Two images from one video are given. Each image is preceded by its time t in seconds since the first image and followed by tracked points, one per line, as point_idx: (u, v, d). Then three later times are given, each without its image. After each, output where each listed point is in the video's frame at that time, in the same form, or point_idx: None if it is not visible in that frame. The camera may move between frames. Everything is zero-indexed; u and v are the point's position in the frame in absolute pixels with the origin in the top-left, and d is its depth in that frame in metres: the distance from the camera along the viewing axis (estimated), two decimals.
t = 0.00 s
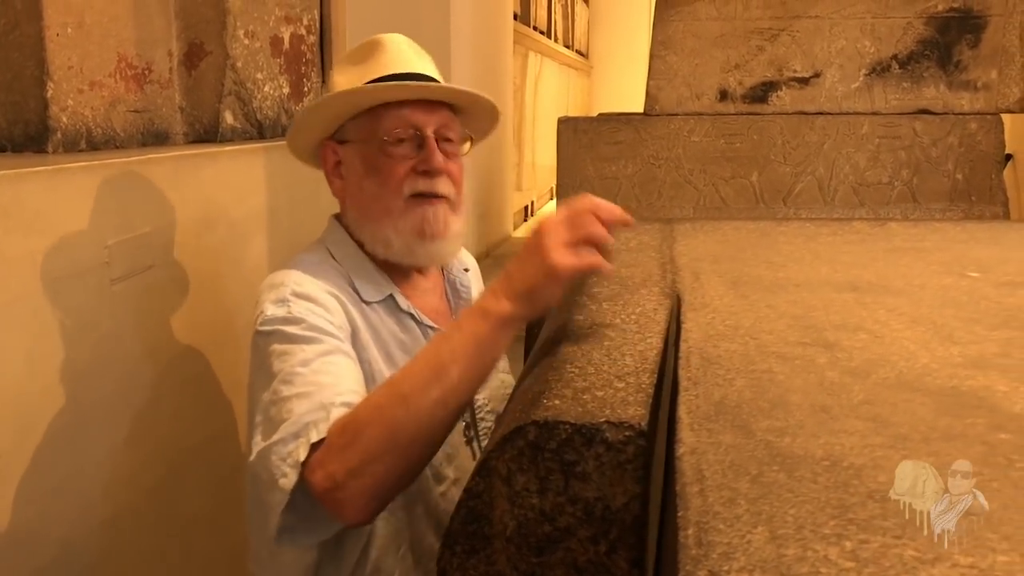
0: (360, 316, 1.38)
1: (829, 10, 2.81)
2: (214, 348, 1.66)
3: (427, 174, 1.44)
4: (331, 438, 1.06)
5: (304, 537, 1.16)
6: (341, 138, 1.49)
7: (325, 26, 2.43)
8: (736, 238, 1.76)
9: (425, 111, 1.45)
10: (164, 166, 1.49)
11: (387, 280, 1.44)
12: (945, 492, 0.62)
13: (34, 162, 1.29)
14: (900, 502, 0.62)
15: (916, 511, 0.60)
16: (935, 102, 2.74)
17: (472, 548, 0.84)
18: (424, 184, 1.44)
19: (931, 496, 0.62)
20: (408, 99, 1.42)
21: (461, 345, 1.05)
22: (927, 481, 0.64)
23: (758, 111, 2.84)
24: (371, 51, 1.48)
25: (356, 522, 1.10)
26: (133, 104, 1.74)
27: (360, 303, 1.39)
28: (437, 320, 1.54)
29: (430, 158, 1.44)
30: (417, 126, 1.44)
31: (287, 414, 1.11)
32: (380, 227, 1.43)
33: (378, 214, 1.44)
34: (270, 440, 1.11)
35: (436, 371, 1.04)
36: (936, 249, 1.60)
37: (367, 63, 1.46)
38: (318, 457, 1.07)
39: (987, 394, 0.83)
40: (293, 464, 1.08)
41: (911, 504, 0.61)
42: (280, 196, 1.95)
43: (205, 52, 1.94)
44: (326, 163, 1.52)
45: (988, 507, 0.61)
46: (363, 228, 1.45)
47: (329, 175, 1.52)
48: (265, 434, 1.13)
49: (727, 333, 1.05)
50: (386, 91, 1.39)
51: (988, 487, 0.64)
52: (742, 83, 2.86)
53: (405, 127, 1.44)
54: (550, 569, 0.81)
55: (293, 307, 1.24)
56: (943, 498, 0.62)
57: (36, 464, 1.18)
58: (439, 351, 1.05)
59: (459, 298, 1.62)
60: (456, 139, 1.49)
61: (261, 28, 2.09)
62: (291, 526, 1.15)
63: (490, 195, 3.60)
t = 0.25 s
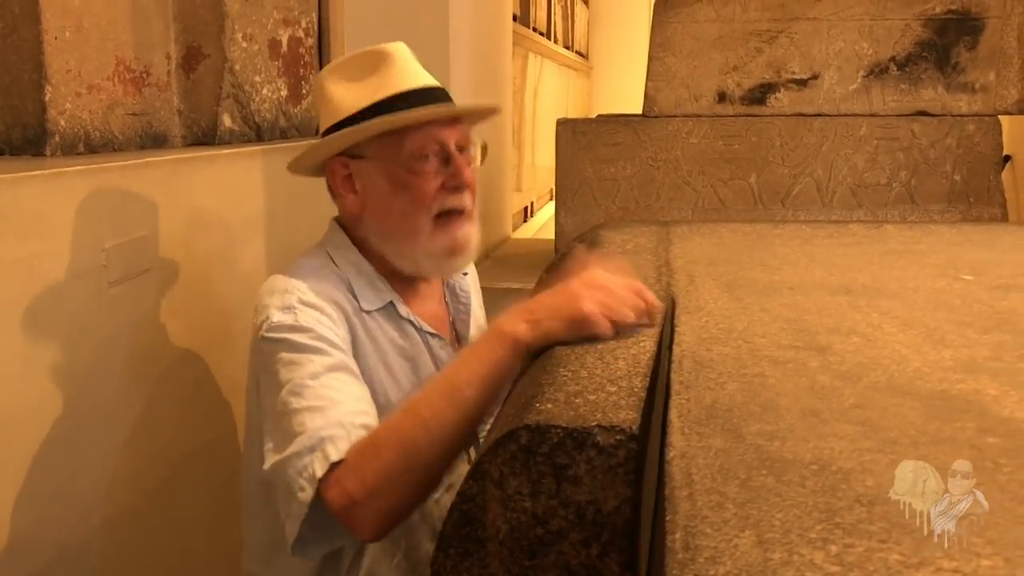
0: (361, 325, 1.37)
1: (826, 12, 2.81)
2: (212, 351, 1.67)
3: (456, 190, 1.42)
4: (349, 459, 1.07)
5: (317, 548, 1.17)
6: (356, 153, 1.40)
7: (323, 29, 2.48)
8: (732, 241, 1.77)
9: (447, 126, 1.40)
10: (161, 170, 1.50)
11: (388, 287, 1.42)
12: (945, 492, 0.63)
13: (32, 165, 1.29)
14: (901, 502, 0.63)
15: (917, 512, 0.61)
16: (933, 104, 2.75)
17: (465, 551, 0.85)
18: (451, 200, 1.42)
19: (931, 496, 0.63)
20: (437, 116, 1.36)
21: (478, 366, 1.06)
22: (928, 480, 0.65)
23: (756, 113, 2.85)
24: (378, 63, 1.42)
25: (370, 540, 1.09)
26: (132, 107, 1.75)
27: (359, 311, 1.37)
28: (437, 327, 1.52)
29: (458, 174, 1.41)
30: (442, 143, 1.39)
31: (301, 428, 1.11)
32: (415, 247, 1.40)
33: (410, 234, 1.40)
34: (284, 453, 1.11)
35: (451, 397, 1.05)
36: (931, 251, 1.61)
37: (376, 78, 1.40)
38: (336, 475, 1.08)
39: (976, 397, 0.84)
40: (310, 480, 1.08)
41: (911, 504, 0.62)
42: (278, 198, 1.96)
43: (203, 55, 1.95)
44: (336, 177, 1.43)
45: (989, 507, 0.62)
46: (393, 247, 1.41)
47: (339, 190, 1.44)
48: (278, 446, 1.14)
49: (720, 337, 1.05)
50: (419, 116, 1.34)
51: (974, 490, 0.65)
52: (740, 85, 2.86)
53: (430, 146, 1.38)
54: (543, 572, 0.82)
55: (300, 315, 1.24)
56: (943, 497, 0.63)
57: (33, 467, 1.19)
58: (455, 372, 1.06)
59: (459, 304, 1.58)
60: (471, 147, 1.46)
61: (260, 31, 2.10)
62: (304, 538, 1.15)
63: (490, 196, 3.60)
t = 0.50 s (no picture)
0: (358, 336, 1.36)
1: (823, 14, 2.80)
2: (205, 352, 1.68)
3: (437, 226, 1.40)
4: (352, 476, 1.09)
5: (319, 553, 1.19)
6: (350, 166, 1.42)
7: (318, 30, 2.49)
8: (724, 243, 1.78)
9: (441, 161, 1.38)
10: (155, 172, 1.50)
11: (386, 299, 1.41)
12: (945, 492, 0.64)
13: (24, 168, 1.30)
14: (900, 502, 0.64)
15: (916, 511, 0.62)
16: (929, 106, 2.75)
17: (450, 552, 0.85)
18: (430, 233, 1.40)
19: (930, 496, 0.64)
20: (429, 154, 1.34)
21: (468, 377, 1.06)
22: (927, 481, 0.66)
23: (752, 114, 2.86)
24: (398, 86, 1.39)
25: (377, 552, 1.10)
26: (126, 110, 1.75)
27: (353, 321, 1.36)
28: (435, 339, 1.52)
29: (441, 212, 1.39)
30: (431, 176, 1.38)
31: (304, 442, 1.12)
32: (385, 271, 1.39)
33: (385, 256, 1.39)
34: (286, 464, 1.12)
35: (442, 407, 1.05)
36: (921, 253, 1.61)
37: (392, 103, 1.39)
38: (341, 491, 1.09)
39: (955, 400, 0.84)
40: (315, 493, 1.09)
41: (911, 504, 0.63)
42: (273, 200, 1.96)
43: (197, 58, 1.94)
44: (332, 182, 1.45)
45: (988, 507, 0.63)
46: (368, 265, 1.41)
47: (335, 195, 1.46)
48: (279, 458, 1.14)
49: (705, 339, 1.06)
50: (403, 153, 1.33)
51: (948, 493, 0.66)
52: (736, 86, 2.86)
53: (420, 176, 1.38)
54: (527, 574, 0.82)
55: (300, 325, 1.24)
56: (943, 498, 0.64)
57: (25, 469, 1.19)
58: (446, 383, 1.07)
59: (460, 314, 1.58)
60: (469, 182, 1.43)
61: (254, 33, 2.10)
62: (306, 544, 1.18)
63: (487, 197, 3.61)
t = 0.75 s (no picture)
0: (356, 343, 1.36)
1: (819, 14, 2.81)
2: (199, 353, 1.68)
3: (445, 244, 1.37)
4: (347, 484, 1.09)
5: (317, 559, 1.18)
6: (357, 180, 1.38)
7: (315, 32, 2.49)
8: (717, 244, 1.78)
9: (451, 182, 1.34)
10: (150, 173, 1.51)
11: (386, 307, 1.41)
12: (945, 492, 0.65)
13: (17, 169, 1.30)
14: (901, 502, 0.64)
15: (917, 512, 0.63)
16: (925, 106, 2.75)
17: (438, 552, 0.86)
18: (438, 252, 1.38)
19: (930, 497, 0.64)
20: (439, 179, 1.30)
21: (457, 382, 1.06)
22: (927, 481, 0.67)
23: (749, 115, 2.86)
24: (413, 101, 1.34)
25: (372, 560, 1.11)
26: (121, 111, 1.76)
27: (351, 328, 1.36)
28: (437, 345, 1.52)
29: (450, 232, 1.36)
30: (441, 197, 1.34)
31: (302, 450, 1.12)
32: (390, 285, 1.38)
33: (390, 272, 1.37)
34: (284, 473, 1.12)
35: (432, 412, 1.06)
36: (913, 254, 1.62)
37: (407, 119, 1.33)
38: (337, 501, 1.10)
39: (939, 400, 0.85)
40: (312, 502, 1.10)
41: (912, 504, 0.64)
42: (268, 201, 1.97)
43: (192, 59, 1.95)
44: (337, 193, 1.42)
45: (988, 507, 0.63)
46: (373, 279, 1.39)
47: (340, 205, 1.43)
48: (277, 465, 1.15)
49: (694, 340, 1.06)
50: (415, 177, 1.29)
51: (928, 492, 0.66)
52: (733, 87, 2.86)
53: (430, 197, 1.34)
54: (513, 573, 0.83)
55: (298, 332, 1.24)
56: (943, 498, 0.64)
57: (17, 468, 1.20)
58: (436, 389, 1.07)
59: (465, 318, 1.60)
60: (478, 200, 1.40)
61: (249, 34, 2.11)
62: (306, 549, 1.17)
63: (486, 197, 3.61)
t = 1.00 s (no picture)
0: (351, 343, 1.36)
1: (815, 15, 2.81)
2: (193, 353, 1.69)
3: (459, 254, 1.36)
4: (340, 482, 1.09)
5: (312, 555, 1.20)
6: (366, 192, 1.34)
7: (310, 33, 2.48)
8: (710, 244, 1.79)
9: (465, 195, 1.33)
10: (144, 173, 1.52)
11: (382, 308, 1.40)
12: (945, 492, 0.65)
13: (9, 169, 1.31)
14: (901, 502, 0.64)
15: (916, 512, 0.63)
16: (922, 107, 2.75)
17: (425, 550, 0.86)
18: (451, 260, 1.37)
19: (930, 497, 0.64)
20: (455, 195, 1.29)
21: (447, 375, 1.07)
22: (928, 481, 0.67)
23: (745, 115, 2.86)
24: (416, 118, 1.30)
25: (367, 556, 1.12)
26: (115, 111, 1.76)
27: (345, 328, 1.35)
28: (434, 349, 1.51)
29: (465, 243, 1.35)
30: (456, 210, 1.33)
31: (295, 448, 1.12)
32: (404, 294, 1.37)
33: (404, 284, 1.36)
34: (277, 470, 1.12)
35: (422, 407, 1.06)
36: (905, 254, 1.62)
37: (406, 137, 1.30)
38: (329, 499, 1.10)
39: (923, 399, 0.85)
40: (304, 500, 1.10)
41: (911, 505, 0.64)
42: (262, 201, 1.97)
43: (187, 59, 1.95)
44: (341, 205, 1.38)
45: (988, 507, 0.64)
46: (385, 289, 1.37)
47: (343, 217, 1.40)
48: (270, 463, 1.15)
49: (681, 339, 1.07)
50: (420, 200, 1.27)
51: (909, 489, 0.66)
52: (729, 87, 2.87)
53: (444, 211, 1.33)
54: (500, 570, 0.83)
55: (294, 330, 1.24)
56: (942, 499, 0.64)
57: (10, 467, 1.20)
58: (425, 384, 1.08)
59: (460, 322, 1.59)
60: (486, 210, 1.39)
61: (244, 35, 2.11)
62: (298, 546, 1.18)
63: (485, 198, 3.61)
